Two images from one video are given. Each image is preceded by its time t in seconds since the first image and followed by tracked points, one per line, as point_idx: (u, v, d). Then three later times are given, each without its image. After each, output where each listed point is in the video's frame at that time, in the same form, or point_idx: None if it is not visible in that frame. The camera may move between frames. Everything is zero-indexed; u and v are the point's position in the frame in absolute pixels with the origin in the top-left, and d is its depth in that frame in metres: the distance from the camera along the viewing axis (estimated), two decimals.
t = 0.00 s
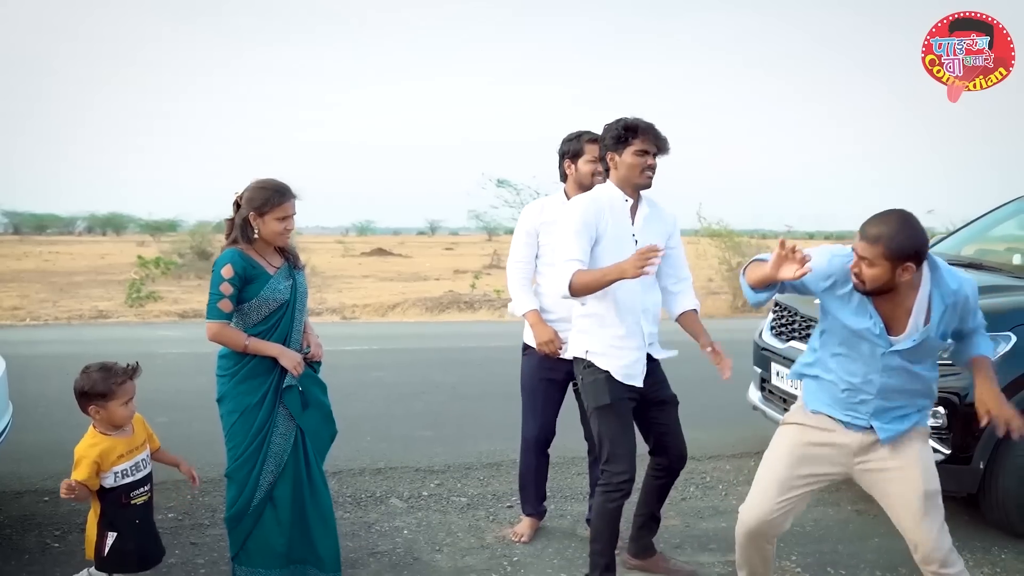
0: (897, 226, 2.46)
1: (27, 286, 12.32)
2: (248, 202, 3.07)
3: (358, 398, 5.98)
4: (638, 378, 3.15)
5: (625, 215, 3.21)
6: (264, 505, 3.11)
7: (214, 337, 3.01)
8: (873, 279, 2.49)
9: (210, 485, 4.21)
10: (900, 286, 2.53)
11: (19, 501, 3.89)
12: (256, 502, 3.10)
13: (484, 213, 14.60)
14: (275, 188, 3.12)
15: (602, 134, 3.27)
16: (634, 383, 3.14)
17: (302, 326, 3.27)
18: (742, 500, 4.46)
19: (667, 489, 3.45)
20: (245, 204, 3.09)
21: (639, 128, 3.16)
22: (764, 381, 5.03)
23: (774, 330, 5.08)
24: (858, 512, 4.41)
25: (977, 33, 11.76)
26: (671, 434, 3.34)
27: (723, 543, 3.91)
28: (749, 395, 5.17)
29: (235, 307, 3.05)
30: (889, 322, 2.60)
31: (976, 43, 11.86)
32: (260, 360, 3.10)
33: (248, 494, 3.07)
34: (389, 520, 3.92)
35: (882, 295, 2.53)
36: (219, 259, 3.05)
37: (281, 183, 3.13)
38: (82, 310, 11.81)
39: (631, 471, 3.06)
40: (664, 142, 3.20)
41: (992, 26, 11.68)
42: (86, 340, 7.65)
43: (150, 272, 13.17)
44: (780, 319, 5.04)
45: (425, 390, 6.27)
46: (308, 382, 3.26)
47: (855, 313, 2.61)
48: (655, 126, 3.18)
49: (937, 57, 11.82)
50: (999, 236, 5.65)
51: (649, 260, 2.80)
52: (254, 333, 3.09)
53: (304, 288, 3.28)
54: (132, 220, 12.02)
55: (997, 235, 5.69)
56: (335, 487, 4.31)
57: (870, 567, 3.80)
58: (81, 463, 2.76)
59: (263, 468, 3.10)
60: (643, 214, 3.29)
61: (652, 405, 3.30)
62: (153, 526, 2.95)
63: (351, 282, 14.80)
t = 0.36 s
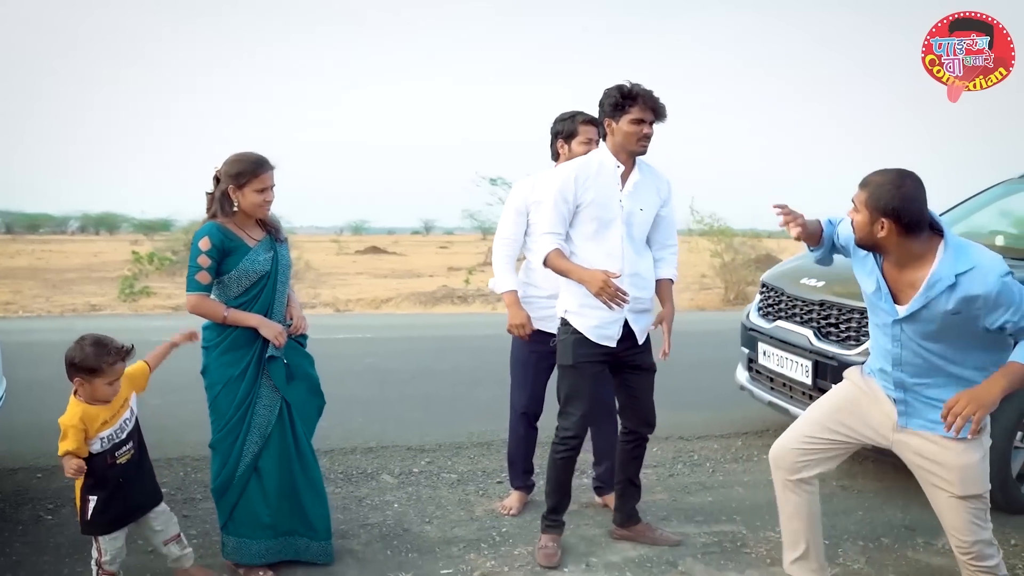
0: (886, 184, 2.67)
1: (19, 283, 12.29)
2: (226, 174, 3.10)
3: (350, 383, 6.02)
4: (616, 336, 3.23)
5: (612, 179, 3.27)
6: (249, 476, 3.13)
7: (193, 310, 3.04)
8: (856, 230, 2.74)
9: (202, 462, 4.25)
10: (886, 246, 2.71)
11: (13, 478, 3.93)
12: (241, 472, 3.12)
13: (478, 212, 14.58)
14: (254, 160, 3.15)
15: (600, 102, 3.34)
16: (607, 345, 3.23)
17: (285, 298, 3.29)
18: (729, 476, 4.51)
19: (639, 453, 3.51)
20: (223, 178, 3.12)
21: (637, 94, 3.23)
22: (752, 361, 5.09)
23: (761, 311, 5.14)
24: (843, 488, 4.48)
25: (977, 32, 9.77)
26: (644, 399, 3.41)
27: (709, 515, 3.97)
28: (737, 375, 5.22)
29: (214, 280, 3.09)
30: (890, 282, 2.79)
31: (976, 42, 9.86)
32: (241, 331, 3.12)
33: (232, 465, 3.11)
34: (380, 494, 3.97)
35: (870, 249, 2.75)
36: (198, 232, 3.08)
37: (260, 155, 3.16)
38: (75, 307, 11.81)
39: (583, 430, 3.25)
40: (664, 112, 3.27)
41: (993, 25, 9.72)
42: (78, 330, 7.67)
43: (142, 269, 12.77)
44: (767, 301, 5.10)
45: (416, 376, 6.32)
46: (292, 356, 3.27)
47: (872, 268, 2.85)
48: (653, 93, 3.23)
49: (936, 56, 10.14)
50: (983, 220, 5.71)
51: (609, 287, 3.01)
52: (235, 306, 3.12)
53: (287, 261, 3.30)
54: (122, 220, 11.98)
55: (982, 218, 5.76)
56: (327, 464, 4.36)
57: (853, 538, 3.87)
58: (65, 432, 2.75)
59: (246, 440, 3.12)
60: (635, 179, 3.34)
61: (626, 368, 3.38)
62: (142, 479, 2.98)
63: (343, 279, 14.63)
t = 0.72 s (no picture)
0: (796, 157, 2.81)
1: None
2: (190, 151, 3.16)
3: (326, 368, 6.09)
4: (562, 309, 3.42)
5: (563, 155, 3.45)
6: (214, 446, 3.19)
7: (156, 285, 3.12)
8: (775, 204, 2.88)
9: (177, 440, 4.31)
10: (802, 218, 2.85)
11: None
12: (204, 442, 3.18)
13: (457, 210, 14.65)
14: (217, 136, 3.21)
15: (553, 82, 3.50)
16: (554, 315, 3.41)
17: (252, 273, 3.33)
18: (695, 451, 4.64)
19: (610, 424, 3.60)
20: (187, 155, 3.18)
21: (584, 73, 3.37)
22: (719, 341, 5.22)
23: (728, 292, 5.27)
24: (806, 461, 4.62)
25: (978, 31, 9.19)
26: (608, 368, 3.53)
27: (674, 486, 4.10)
28: (705, 355, 5.35)
29: (179, 254, 3.15)
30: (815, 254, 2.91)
31: (976, 42, 9.30)
32: (205, 304, 3.18)
33: (198, 434, 3.18)
34: (353, 467, 4.06)
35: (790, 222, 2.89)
36: (163, 208, 3.15)
37: (222, 131, 3.22)
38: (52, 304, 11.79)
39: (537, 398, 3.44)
40: (612, 87, 3.39)
41: (995, 23, 9.10)
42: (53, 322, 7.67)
43: (118, 265, 12.94)
44: (734, 282, 5.23)
45: (391, 361, 6.40)
46: (259, 329, 3.29)
47: (798, 243, 2.98)
48: (600, 70, 3.37)
49: (936, 56, 9.67)
50: (940, 206, 5.91)
51: (547, 255, 3.17)
52: (199, 280, 3.18)
53: (254, 236, 3.35)
54: (100, 220, 11.92)
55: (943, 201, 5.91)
56: (301, 440, 4.44)
57: (812, 505, 4.02)
58: (42, 398, 2.79)
59: (211, 410, 3.19)
60: (587, 156, 3.50)
61: (589, 339, 3.51)
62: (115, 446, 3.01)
63: (322, 276, 14.68)
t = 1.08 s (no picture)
0: (783, 187, 2.88)
1: None
2: (184, 159, 3.30)
3: (314, 367, 6.25)
4: (545, 308, 3.59)
5: (547, 164, 3.60)
6: (204, 441, 3.35)
7: (152, 287, 3.28)
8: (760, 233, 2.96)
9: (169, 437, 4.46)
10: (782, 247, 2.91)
11: None
12: (196, 437, 3.34)
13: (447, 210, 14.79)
14: (209, 144, 3.35)
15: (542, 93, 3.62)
16: (538, 314, 3.59)
17: (242, 276, 3.49)
18: (670, 447, 4.81)
19: (583, 420, 3.77)
20: (182, 162, 3.32)
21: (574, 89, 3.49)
22: (694, 341, 5.40)
23: (704, 293, 5.45)
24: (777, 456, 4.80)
25: (977, 32, 9.22)
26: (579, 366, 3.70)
27: (647, 479, 4.27)
28: (682, 354, 5.53)
29: (173, 258, 3.31)
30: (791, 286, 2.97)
31: (976, 42, 9.31)
32: (196, 305, 3.33)
33: (188, 429, 3.33)
34: (339, 462, 4.22)
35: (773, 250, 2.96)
36: (158, 214, 3.30)
37: (214, 138, 3.36)
38: (45, 304, 11.93)
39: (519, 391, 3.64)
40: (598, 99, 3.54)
41: (994, 23, 9.13)
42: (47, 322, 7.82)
43: (110, 265, 13.16)
44: (710, 283, 5.41)
45: (378, 360, 6.56)
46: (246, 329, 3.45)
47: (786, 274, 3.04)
48: (587, 87, 3.50)
49: (936, 56, 9.71)
50: (912, 208, 6.11)
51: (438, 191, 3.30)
52: (192, 283, 3.34)
53: (244, 241, 3.50)
54: (92, 220, 11.98)
55: (913, 205, 6.14)
56: (288, 437, 4.59)
57: (780, 498, 4.20)
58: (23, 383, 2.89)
59: (202, 406, 3.34)
60: (571, 164, 3.63)
61: (567, 339, 3.68)
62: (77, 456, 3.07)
63: (313, 277, 14.84)
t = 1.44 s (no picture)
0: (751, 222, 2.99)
1: None
2: (188, 169, 3.47)
3: (297, 368, 6.41)
4: (515, 312, 3.80)
5: (518, 178, 3.79)
6: (201, 435, 3.52)
7: (155, 287, 3.44)
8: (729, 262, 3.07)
9: (157, 436, 4.62)
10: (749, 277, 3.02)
11: None
12: (194, 430, 3.51)
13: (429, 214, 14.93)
14: (215, 157, 3.53)
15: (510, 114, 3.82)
16: (508, 317, 3.80)
17: (238, 280, 3.66)
18: (640, 445, 5.02)
19: (552, 419, 3.97)
20: (187, 171, 3.49)
21: (540, 107, 3.70)
22: (664, 343, 5.62)
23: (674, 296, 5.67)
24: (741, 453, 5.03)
25: (977, 32, 8.93)
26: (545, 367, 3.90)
27: (617, 475, 4.48)
28: (653, 355, 5.74)
29: (176, 260, 3.47)
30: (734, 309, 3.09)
31: (976, 42, 9.00)
32: (195, 306, 3.50)
33: (188, 422, 3.50)
34: (322, 459, 4.40)
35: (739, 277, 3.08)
36: (161, 219, 3.46)
37: (219, 152, 3.53)
38: (26, 306, 12.02)
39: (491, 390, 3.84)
40: (563, 118, 3.73)
41: (995, 23, 8.86)
42: (32, 323, 7.94)
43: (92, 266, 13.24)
44: (679, 287, 5.64)
45: (359, 361, 6.73)
46: (240, 326, 3.60)
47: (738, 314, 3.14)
48: (553, 105, 3.71)
49: (936, 56, 9.32)
50: (875, 215, 6.37)
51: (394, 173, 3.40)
52: (192, 285, 3.50)
53: (241, 247, 3.68)
54: (71, 222, 12.08)
55: (876, 211, 6.41)
56: (273, 435, 4.76)
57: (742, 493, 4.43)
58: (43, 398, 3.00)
59: (201, 400, 3.52)
60: (541, 179, 3.82)
61: (534, 343, 3.89)
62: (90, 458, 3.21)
63: (295, 279, 14.96)
